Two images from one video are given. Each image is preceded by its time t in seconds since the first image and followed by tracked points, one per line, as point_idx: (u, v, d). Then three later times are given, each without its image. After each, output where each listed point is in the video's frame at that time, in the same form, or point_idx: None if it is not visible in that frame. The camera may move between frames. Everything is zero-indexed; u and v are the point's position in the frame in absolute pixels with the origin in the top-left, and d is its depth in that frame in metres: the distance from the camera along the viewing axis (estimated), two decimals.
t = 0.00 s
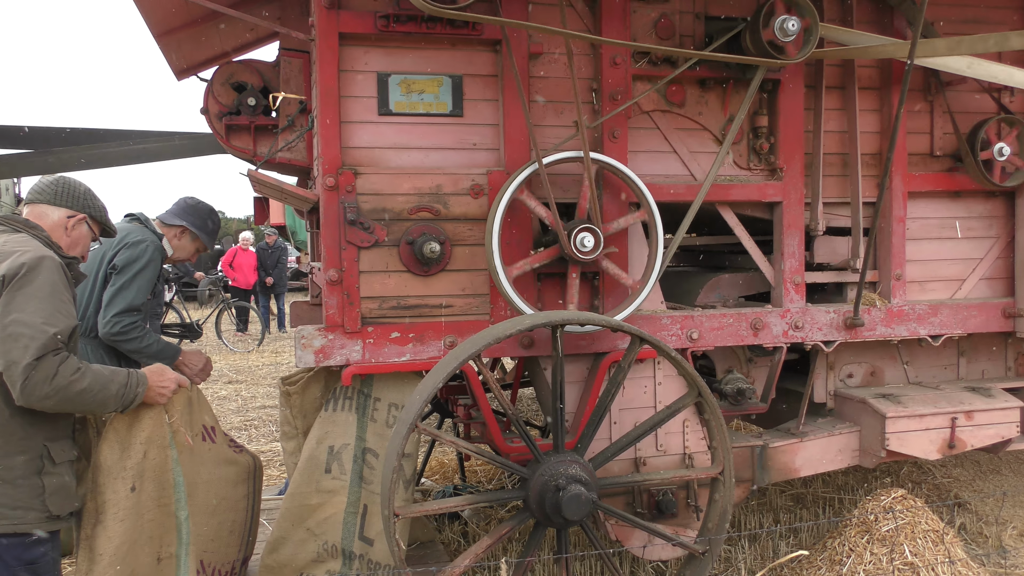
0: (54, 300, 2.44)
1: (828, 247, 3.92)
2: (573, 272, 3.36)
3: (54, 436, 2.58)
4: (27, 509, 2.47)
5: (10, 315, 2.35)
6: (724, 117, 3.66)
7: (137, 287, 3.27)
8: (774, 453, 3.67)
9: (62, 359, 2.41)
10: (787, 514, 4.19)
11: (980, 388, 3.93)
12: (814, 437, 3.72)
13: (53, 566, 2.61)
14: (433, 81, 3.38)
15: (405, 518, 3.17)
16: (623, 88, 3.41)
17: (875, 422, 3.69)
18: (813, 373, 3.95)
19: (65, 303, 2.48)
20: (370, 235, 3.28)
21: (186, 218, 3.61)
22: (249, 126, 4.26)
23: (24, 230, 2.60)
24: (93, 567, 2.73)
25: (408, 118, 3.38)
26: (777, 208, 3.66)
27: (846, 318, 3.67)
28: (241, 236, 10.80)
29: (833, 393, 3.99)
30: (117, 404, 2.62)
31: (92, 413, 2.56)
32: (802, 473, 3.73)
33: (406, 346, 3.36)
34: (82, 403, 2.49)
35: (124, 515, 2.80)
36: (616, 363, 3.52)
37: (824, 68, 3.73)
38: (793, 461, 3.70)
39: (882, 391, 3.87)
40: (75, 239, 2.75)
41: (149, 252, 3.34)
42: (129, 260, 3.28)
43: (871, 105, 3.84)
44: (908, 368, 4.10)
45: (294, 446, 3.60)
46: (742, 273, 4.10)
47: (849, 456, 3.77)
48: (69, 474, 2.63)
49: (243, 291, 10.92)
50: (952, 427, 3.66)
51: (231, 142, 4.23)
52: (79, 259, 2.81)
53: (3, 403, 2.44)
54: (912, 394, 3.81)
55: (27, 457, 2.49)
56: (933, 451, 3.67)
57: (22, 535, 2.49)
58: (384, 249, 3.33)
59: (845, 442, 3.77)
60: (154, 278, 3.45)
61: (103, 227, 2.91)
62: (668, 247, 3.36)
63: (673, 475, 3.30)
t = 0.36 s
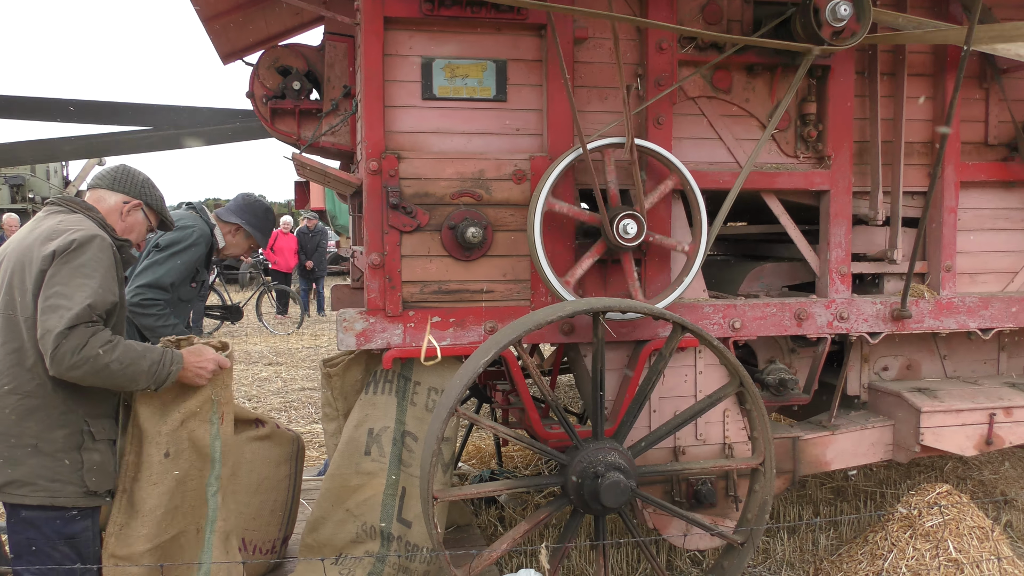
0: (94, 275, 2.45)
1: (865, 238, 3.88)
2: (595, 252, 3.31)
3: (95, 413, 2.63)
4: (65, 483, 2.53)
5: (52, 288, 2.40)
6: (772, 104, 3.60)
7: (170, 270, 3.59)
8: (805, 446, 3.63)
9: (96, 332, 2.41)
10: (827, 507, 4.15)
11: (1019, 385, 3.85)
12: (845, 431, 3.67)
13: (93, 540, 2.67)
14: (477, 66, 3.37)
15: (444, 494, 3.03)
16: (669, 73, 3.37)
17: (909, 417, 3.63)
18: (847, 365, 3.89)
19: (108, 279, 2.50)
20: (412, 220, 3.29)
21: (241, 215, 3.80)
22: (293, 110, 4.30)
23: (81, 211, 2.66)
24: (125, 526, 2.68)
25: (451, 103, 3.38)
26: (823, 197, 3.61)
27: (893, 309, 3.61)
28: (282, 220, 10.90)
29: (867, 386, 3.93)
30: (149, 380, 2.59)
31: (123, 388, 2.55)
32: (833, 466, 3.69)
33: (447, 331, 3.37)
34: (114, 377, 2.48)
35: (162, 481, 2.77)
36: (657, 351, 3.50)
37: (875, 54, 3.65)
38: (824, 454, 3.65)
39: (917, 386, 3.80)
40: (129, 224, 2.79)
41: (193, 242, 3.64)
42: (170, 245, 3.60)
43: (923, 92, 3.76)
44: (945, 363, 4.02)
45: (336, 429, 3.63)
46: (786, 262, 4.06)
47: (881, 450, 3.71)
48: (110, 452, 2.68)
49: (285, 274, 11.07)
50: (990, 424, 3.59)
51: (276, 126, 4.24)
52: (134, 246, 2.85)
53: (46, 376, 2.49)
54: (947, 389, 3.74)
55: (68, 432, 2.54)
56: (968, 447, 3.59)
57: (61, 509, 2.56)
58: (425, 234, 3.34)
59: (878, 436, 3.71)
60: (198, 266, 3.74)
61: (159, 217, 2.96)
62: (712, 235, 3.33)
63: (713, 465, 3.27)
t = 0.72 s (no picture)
0: (151, 257, 2.50)
1: (914, 223, 3.83)
2: (649, 244, 3.31)
3: (143, 389, 2.66)
4: (110, 456, 2.57)
5: (108, 266, 2.43)
6: (821, 86, 3.54)
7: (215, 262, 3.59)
8: (847, 434, 3.61)
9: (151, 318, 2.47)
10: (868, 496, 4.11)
11: None
12: (891, 420, 3.63)
13: (139, 512, 2.70)
14: (522, 46, 3.35)
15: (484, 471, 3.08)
16: (715, 55, 3.33)
17: (955, 406, 3.58)
18: (893, 353, 3.84)
19: (163, 259, 2.54)
20: (455, 201, 3.29)
21: (288, 206, 3.82)
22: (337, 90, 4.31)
23: (136, 189, 2.69)
24: (165, 523, 2.73)
25: (495, 84, 3.37)
26: (872, 181, 3.55)
27: (941, 297, 3.54)
28: (322, 201, 10.99)
29: (913, 374, 3.86)
30: (190, 365, 2.70)
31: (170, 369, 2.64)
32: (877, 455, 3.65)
33: (488, 312, 3.37)
34: (166, 361, 2.57)
35: (191, 474, 2.77)
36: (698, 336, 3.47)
37: (929, 35, 3.56)
38: (868, 443, 3.62)
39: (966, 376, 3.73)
40: (184, 203, 2.82)
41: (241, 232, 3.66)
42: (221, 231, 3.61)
43: (978, 75, 3.66)
44: (995, 353, 3.94)
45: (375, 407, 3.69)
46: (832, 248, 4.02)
47: (926, 441, 3.66)
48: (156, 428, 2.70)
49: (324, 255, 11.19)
50: None
51: (320, 106, 4.26)
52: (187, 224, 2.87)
53: (97, 351, 2.54)
54: (997, 379, 3.67)
55: (115, 405, 2.58)
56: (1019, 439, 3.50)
57: (108, 480, 2.59)
58: (468, 215, 3.34)
59: (923, 426, 3.66)
60: (239, 252, 3.72)
61: (212, 193, 2.98)
62: (757, 219, 3.30)
63: (753, 452, 3.24)
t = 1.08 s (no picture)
0: (194, 245, 2.56)
1: (949, 209, 3.72)
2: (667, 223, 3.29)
3: (179, 371, 2.71)
4: (146, 437, 2.62)
5: (152, 253, 2.49)
6: (845, 70, 3.50)
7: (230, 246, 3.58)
8: (879, 421, 3.58)
9: (197, 305, 2.55)
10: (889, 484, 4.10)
11: None
12: (925, 406, 3.61)
13: (171, 492, 2.74)
14: (543, 30, 3.34)
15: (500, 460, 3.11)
16: (738, 38, 3.30)
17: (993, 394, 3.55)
18: (926, 340, 3.79)
19: (203, 245, 2.60)
20: (475, 185, 3.29)
21: (306, 195, 3.83)
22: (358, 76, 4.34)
23: (171, 174, 2.72)
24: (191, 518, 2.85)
25: (516, 68, 3.35)
26: (896, 166, 3.51)
27: (966, 284, 3.51)
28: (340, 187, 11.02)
29: (947, 361, 3.83)
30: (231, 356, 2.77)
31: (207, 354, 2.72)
32: (909, 441, 3.64)
33: (508, 297, 3.36)
34: (208, 348, 2.64)
35: (212, 474, 2.83)
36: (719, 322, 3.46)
37: (956, 17, 3.51)
38: (901, 430, 3.61)
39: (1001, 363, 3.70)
40: (214, 185, 2.89)
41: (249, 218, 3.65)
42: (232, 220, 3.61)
43: (1005, 58, 3.61)
44: None
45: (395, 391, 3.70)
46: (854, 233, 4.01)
47: (961, 428, 3.65)
48: (188, 410, 2.75)
49: (342, 241, 11.24)
50: None
51: (340, 91, 4.26)
52: (218, 205, 2.95)
53: (136, 334, 2.60)
54: None
55: (151, 387, 2.63)
56: None
57: (142, 459, 2.63)
58: (488, 200, 3.33)
59: (957, 413, 3.64)
60: (255, 238, 3.71)
61: (241, 174, 3.01)
62: (779, 204, 3.28)
63: (774, 438, 3.23)
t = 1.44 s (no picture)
0: (249, 227, 2.67)
1: (983, 191, 3.67)
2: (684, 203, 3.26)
3: (230, 351, 2.82)
4: (203, 414, 2.73)
5: (210, 238, 2.60)
6: (872, 50, 3.45)
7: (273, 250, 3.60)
8: (896, 406, 3.57)
9: (258, 283, 2.68)
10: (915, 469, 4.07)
11: None
12: (957, 390, 3.60)
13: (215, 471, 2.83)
14: (565, 14, 3.31)
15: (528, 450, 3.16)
16: (763, 19, 3.27)
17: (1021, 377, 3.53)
18: (959, 324, 3.76)
19: (254, 227, 2.71)
20: (498, 170, 3.29)
21: (327, 180, 3.78)
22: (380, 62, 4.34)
23: (214, 162, 2.81)
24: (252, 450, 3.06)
25: (539, 52, 3.33)
26: (924, 148, 3.48)
27: (995, 267, 3.48)
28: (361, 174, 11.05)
29: (980, 345, 3.78)
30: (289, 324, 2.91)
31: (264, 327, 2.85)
32: (940, 427, 3.62)
33: (531, 283, 3.37)
34: (270, 320, 2.77)
35: (269, 408, 3.02)
36: (743, 306, 3.44)
37: None
38: (931, 415, 3.58)
39: None
40: (251, 170, 2.94)
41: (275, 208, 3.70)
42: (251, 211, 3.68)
43: None
44: None
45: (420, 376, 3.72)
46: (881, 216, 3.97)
47: (993, 412, 3.64)
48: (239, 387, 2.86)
49: (364, 227, 11.28)
50: None
51: (362, 77, 4.24)
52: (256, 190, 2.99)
53: (192, 315, 2.70)
54: None
55: (205, 365, 2.74)
56: None
57: (193, 437, 2.74)
58: (511, 185, 3.33)
59: (990, 397, 3.63)
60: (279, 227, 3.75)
61: (273, 157, 3.04)
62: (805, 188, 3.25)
63: (800, 423, 3.21)
